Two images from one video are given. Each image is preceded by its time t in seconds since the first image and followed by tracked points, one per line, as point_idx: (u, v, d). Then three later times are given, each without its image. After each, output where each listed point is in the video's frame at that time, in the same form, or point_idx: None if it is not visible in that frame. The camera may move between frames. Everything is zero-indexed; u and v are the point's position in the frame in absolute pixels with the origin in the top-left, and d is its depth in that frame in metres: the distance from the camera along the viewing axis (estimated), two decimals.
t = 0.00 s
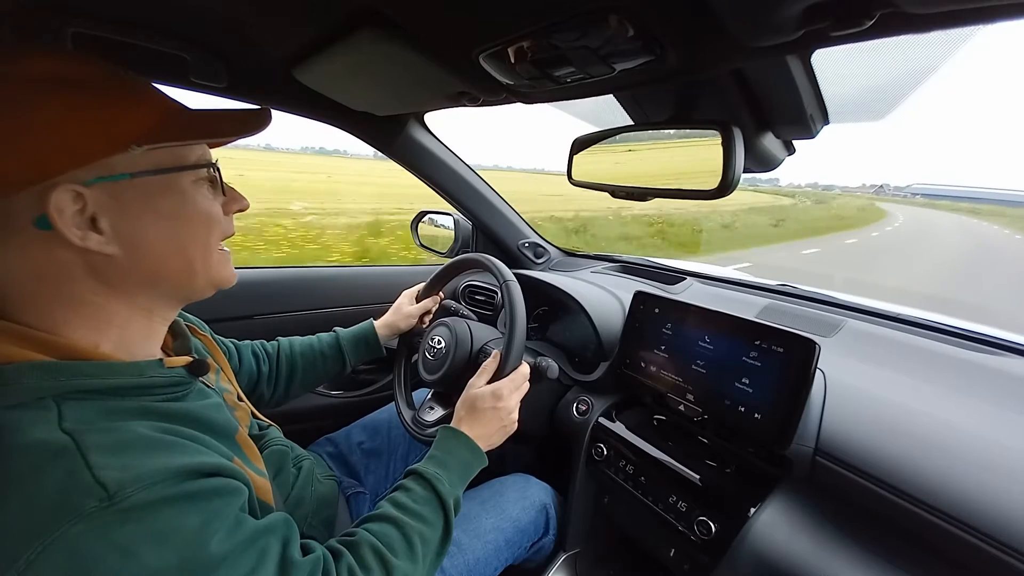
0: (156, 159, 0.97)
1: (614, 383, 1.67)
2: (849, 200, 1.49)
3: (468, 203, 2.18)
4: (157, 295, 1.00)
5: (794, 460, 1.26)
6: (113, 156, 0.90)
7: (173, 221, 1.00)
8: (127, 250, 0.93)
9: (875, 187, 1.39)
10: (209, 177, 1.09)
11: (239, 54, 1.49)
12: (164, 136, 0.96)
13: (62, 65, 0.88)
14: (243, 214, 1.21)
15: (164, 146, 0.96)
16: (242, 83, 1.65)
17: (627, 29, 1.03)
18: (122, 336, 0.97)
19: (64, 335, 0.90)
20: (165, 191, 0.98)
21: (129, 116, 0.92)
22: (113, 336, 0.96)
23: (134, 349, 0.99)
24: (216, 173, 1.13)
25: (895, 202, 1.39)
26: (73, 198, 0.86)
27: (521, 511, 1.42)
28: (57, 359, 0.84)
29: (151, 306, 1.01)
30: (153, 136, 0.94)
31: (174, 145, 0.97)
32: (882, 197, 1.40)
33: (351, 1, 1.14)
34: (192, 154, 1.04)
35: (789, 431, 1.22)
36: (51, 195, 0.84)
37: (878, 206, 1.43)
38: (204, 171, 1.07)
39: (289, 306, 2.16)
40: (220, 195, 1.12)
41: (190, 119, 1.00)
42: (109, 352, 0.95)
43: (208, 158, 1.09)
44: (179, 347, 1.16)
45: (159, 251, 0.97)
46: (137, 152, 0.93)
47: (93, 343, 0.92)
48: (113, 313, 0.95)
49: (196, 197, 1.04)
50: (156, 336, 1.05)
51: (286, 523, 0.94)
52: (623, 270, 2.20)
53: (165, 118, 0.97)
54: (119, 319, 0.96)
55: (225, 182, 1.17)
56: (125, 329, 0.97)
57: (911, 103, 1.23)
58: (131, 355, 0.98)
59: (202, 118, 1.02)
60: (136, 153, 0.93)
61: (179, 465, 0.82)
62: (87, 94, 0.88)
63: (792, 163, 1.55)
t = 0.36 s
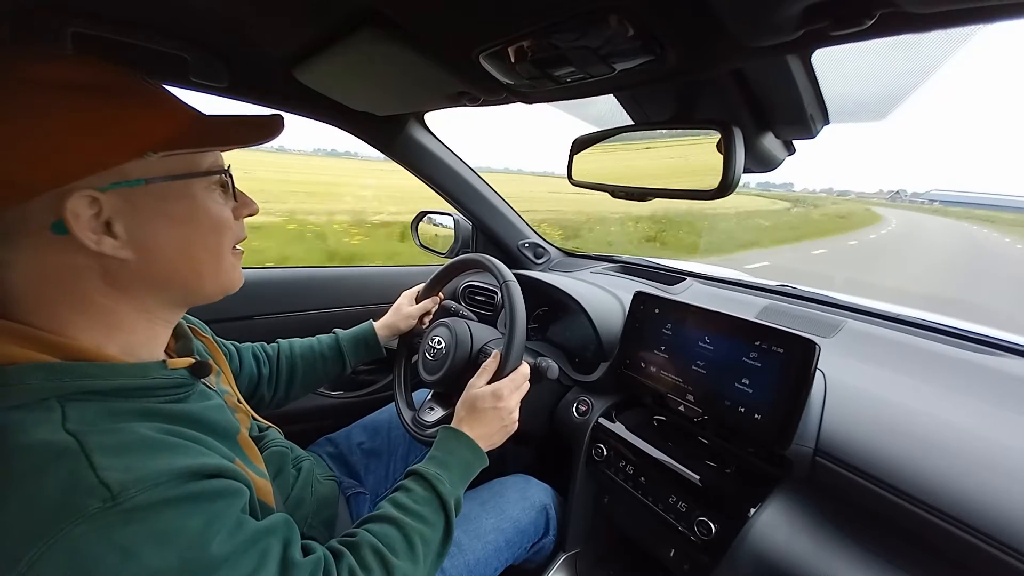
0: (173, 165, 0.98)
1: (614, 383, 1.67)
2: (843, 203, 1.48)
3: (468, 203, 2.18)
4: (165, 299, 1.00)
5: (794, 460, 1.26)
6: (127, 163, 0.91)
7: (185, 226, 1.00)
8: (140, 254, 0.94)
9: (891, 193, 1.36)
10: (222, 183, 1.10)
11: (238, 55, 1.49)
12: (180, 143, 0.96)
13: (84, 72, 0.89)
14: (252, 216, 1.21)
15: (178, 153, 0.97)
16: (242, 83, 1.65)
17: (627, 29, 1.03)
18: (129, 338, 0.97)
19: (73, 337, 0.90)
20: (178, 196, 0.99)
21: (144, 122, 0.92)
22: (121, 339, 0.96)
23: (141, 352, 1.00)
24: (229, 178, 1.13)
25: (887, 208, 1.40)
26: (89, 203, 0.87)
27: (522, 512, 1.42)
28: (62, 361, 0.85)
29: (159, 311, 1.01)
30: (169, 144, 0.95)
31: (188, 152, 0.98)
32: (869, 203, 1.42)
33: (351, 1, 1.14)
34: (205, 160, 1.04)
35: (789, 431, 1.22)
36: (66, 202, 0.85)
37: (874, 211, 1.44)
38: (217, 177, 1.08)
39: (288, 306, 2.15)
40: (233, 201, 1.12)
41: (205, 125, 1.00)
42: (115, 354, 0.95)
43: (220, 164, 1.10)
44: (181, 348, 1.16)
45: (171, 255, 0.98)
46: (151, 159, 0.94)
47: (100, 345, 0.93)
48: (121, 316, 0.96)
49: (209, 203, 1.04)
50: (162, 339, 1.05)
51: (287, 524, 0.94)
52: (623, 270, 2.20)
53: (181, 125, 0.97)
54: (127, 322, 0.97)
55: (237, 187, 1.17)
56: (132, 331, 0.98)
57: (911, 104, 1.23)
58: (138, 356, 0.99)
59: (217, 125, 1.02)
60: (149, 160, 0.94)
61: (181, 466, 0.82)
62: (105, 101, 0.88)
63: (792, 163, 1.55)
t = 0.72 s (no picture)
0: (167, 167, 0.97)
1: (614, 383, 1.67)
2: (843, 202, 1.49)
3: (468, 203, 2.18)
4: (165, 299, 1.00)
5: (794, 460, 1.26)
6: (119, 163, 0.90)
7: (179, 229, 0.99)
8: (129, 255, 0.92)
9: (911, 193, 1.32)
10: (221, 188, 1.09)
11: (239, 54, 1.49)
12: (178, 145, 0.95)
13: (87, 73, 0.89)
14: (254, 223, 1.21)
15: (173, 154, 0.96)
16: (242, 83, 1.65)
17: (627, 30, 1.03)
18: (129, 337, 0.97)
19: (72, 335, 0.90)
20: (173, 199, 0.98)
21: (145, 122, 0.92)
22: (120, 339, 0.96)
23: (140, 351, 1.00)
24: (228, 184, 1.12)
25: (884, 207, 1.40)
26: (75, 202, 0.86)
27: (522, 512, 1.42)
28: (63, 359, 0.84)
29: (159, 312, 1.01)
30: (164, 145, 0.94)
31: (186, 154, 0.97)
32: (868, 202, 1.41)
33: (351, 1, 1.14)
34: (204, 163, 1.03)
35: (788, 431, 1.22)
36: (52, 200, 0.85)
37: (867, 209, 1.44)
38: (216, 181, 1.07)
39: (289, 306, 2.15)
40: (231, 206, 1.11)
41: (211, 131, 1.01)
42: (115, 353, 0.95)
43: (221, 168, 1.09)
44: (183, 348, 1.16)
45: (165, 259, 0.97)
46: (144, 161, 0.93)
47: (100, 344, 0.93)
48: (122, 316, 0.96)
49: (205, 207, 1.03)
50: (162, 340, 1.05)
51: (290, 524, 0.94)
52: (623, 270, 2.20)
53: (185, 128, 0.97)
54: (126, 322, 0.97)
55: (236, 192, 1.16)
56: (132, 331, 0.98)
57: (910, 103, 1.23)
58: (138, 356, 0.99)
59: (223, 130, 1.03)
60: (142, 161, 0.93)
61: (183, 466, 0.82)
62: (108, 102, 0.89)
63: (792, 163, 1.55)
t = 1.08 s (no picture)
0: (173, 163, 0.97)
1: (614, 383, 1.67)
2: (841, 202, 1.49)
3: (468, 203, 2.18)
4: (166, 299, 1.00)
5: (794, 460, 1.26)
6: (124, 160, 0.90)
7: (180, 226, 0.99)
8: (136, 252, 0.93)
9: (934, 196, 1.25)
10: (223, 184, 1.08)
11: (239, 55, 1.48)
12: (180, 142, 0.96)
13: (90, 74, 0.90)
14: (256, 221, 1.21)
15: (177, 151, 0.96)
16: (242, 83, 1.65)
17: (627, 30, 1.03)
18: (130, 335, 0.98)
19: (72, 335, 0.90)
20: (177, 196, 0.98)
21: (146, 121, 0.92)
22: (121, 338, 0.96)
23: (142, 350, 1.00)
24: (230, 180, 1.12)
25: (882, 207, 1.41)
26: (83, 199, 0.87)
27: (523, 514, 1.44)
28: (63, 359, 0.84)
29: (161, 311, 1.01)
30: (167, 143, 0.94)
31: (189, 150, 0.97)
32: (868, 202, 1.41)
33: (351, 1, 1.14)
34: (207, 159, 1.04)
35: (788, 431, 1.23)
36: (60, 198, 0.85)
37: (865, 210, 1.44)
38: (219, 177, 1.06)
39: (288, 307, 2.15)
40: (233, 202, 1.11)
41: (212, 126, 1.01)
42: (116, 352, 0.95)
43: (224, 164, 1.08)
44: (184, 348, 1.17)
45: (169, 257, 0.97)
46: (149, 157, 0.93)
47: (101, 343, 0.93)
48: (122, 314, 0.96)
49: (207, 204, 1.03)
50: (163, 339, 1.05)
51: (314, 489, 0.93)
52: (623, 270, 2.20)
53: (186, 125, 0.98)
54: (127, 321, 0.96)
55: (238, 189, 1.17)
56: (133, 329, 0.98)
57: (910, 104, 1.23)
58: (139, 354, 0.99)
59: (224, 126, 1.02)
60: (148, 158, 0.93)
61: (182, 446, 0.82)
62: (110, 101, 0.89)
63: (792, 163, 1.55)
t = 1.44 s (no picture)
0: (173, 163, 0.98)
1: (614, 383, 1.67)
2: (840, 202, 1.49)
3: (468, 203, 2.18)
4: (166, 298, 1.01)
5: (794, 460, 1.26)
6: (127, 160, 0.91)
7: (184, 225, 0.99)
8: (139, 252, 0.93)
9: (958, 196, 1.21)
10: (222, 179, 1.09)
11: (239, 55, 1.48)
12: (179, 141, 0.97)
13: (91, 73, 0.89)
14: (252, 215, 1.20)
15: (176, 150, 0.97)
16: (242, 83, 1.65)
17: (627, 30, 1.03)
18: (131, 336, 0.97)
19: (72, 334, 0.90)
20: (179, 195, 0.99)
21: (146, 121, 0.92)
22: (122, 338, 0.96)
23: (142, 350, 1.00)
24: (228, 177, 1.12)
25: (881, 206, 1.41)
26: (88, 202, 0.87)
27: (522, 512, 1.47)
28: (63, 358, 0.84)
29: (162, 310, 1.02)
30: (166, 142, 0.95)
31: (189, 147, 0.98)
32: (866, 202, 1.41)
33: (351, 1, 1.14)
34: (205, 158, 1.04)
35: (789, 431, 1.22)
36: (65, 201, 0.85)
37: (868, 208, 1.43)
38: (218, 174, 1.07)
39: (288, 307, 2.15)
40: (232, 198, 1.11)
41: (209, 124, 1.01)
42: (116, 352, 0.95)
43: (220, 161, 1.09)
44: (184, 348, 1.16)
45: (175, 255, 0.98)
46: (150, 157, 0.94)
47: (102, 344, 0.93)
48: (124, 313, 0.96)
49: (208, 201, 1.03)
50: (163, 338, 1.05)
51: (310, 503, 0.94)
52: (623, 270, 2.20)
53: (185, 123, 0.98)
54: (128, 320, 0.97)
55: (237, 183, 1.16)
56: (134, 330, 0.98)
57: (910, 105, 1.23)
58: (140, 355, 0.99)
59: (218, 124, 1.03)
60: (149, 158, 0.94)
61: (180, 449, 0.82)
62: (111, 100, 0.89)
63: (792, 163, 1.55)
